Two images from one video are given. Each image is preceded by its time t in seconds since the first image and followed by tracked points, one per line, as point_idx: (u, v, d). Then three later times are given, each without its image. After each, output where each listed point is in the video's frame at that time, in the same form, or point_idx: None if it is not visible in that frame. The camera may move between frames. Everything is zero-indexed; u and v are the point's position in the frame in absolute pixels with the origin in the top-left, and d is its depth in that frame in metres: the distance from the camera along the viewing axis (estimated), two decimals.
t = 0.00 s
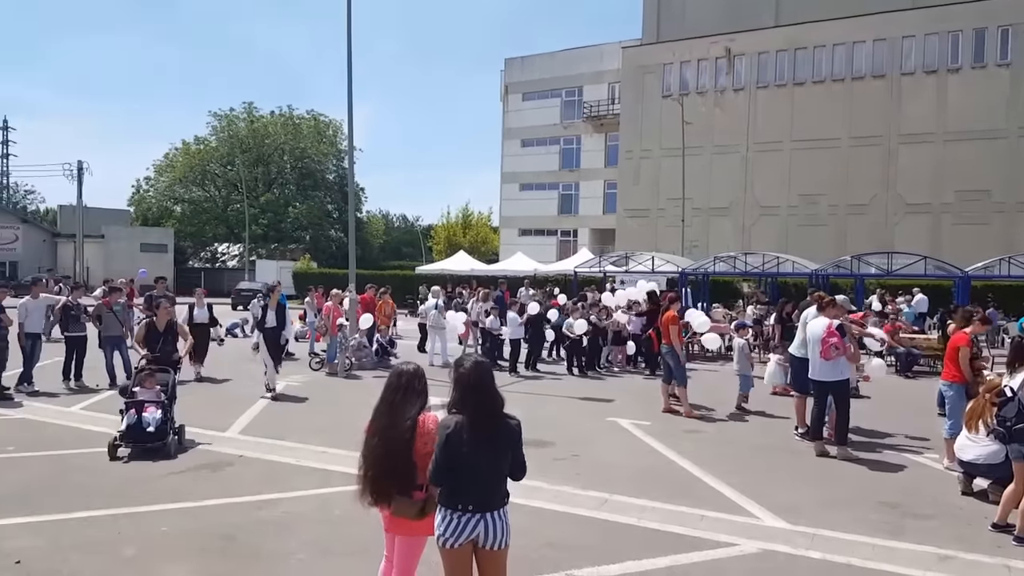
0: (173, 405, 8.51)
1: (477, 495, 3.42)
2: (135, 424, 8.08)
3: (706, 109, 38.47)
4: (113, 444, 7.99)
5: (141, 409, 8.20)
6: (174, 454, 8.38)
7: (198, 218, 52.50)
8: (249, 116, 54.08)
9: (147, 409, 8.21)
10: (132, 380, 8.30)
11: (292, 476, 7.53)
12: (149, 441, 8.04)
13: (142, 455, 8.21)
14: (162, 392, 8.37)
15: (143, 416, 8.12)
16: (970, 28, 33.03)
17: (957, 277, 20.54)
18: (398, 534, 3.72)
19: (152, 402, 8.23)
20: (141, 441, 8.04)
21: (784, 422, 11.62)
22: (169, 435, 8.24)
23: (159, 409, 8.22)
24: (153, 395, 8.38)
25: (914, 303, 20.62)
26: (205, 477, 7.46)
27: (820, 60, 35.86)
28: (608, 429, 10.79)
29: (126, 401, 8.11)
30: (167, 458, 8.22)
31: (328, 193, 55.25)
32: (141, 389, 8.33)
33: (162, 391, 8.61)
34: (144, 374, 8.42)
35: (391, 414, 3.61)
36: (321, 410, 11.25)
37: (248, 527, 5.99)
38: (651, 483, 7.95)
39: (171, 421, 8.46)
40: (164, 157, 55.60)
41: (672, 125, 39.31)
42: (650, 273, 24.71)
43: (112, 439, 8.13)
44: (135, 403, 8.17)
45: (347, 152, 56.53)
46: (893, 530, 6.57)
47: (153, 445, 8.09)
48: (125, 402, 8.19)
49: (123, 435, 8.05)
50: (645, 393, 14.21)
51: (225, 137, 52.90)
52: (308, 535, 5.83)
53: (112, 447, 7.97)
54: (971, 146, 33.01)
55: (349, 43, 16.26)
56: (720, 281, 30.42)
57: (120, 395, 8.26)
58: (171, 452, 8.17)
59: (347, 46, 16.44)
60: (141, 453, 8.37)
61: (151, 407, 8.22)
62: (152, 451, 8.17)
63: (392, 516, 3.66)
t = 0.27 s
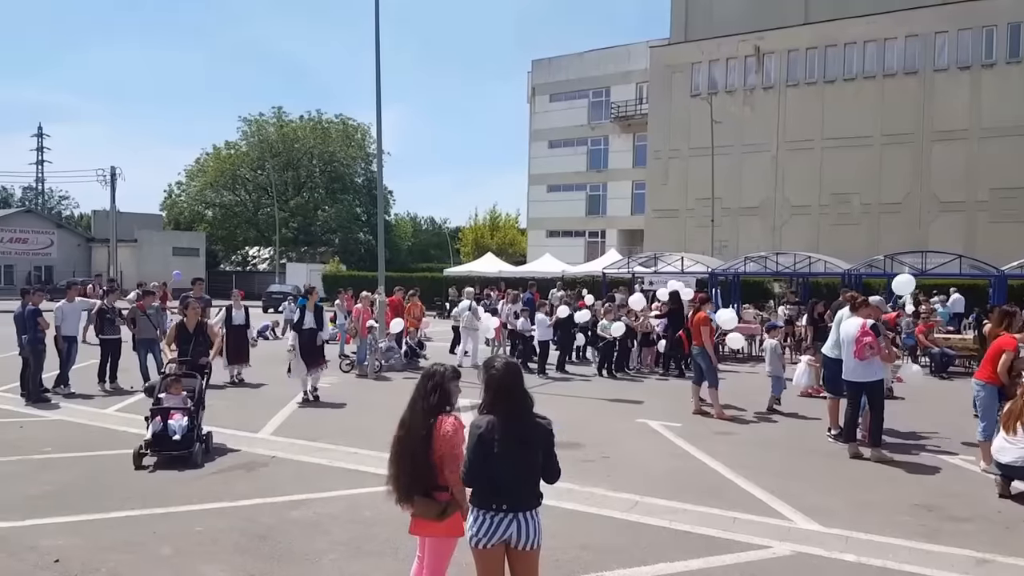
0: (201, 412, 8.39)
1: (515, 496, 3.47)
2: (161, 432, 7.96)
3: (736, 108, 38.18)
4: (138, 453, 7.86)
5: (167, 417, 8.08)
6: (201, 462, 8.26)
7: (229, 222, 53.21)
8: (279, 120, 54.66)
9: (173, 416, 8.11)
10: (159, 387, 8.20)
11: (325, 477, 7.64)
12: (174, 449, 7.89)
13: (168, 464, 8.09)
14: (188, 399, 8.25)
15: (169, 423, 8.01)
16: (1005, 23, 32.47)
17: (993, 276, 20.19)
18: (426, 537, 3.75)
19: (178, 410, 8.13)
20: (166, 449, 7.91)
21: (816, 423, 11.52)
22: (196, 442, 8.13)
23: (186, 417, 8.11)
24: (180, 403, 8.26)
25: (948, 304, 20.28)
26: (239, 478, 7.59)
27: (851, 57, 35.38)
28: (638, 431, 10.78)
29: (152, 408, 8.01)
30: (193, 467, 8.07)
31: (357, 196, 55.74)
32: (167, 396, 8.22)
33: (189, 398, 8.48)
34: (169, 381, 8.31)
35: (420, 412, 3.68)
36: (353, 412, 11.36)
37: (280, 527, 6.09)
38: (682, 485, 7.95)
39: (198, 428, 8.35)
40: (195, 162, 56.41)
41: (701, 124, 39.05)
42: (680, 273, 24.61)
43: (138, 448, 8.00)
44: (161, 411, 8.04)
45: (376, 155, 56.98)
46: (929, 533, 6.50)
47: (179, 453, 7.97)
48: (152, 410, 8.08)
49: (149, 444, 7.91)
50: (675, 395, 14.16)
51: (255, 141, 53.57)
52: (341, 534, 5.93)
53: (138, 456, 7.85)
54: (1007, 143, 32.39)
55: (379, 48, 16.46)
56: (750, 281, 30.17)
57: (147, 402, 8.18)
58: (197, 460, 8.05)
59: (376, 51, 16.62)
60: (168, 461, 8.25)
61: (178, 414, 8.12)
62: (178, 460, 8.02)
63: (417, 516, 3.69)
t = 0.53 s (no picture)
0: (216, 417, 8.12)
1: (533, 494, 3.53)
2: (174, 438, 7.71)
3: (756, 105, 37.99)
4: (150, 459, 7.64)
5: (180, 423, 7.82)
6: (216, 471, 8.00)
7: (249, 223, 53.75)
8: (298, 121, 55.07)
9: (187, 423, 7.83)
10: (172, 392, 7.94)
11: (349, 475, 7.77)
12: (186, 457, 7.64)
13: (182, 472, 7.85)
14: (203, 405, 7.97)
15: (182, 430, 7.75)
16: None
17: (1016, 272, 19.99)
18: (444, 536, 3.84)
19: (191, 415, 7.86)
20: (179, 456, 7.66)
21: (837, 422, 11.50)
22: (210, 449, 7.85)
23: (200, 423, 7.84)
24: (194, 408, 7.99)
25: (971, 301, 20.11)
26: (263, 476, 7.72)
27: (872, 53, 35.06)
28: (659, 429, 10.81)
29: (164, 414, 7.76)
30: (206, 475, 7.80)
31: (377, 197, 56.06)
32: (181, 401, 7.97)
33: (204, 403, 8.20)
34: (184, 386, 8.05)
35: (443, 411, 3.85)
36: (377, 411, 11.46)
37: (303, 526, 6.20)
38: (704, 484, 7.98)
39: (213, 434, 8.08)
40: (216, 163, 56.98)
41: (720, 122, 38.89)
42: (700, 272, 24.54)
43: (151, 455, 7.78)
44: (175, 416, 7.81)
45: (395, 156, 57.29)
46: (952, 531, 6.50)
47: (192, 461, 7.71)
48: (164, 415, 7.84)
49: (161, 450, 7.69)
50: (695, 393, 14.17)
51: (275, 142, 53.95)
52: (363, 533, 6.02)
53: (150, 464, 7.63)
54: None
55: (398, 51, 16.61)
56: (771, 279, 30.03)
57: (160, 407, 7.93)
58: (211, 468, 7.78)
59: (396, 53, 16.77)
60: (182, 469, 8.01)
61: (191, 420, 7.85)
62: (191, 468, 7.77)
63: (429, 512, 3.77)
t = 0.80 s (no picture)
0: (217, 420, 7.73)
1: (542, 492, 3.65)
2: (173, 443, 7.33)
3: (768, 106, 37.95)
4: (148, 465, 7.27)
5: (179, 427, 7.43)
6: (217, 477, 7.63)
7: (261, 221, 54.12)
8: (311, 120, 55.37)
9: (186, 427, 7.44)
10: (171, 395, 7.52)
11: (363, 473, 7.89)
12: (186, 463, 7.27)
13: (181, 479, 7.48)
14: (204, 408, 7.57)
15: (181, 434, 7.36)
16: None
17: None
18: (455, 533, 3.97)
19: (192, 419, 7.46)
20: (178, 462, 7.29)
21: (845, 422, 11.55)
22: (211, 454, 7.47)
23: (200, 427, 7.45)
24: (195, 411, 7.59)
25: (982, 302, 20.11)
26: (276, 474, 7.84)
27: (885, 53, 34.93)
28: (669, 429, 10.88)
29: (163, 418, 7.37)
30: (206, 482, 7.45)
31: (389, 195, 56.29)
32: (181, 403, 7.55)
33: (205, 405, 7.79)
34: (184, 388, 7.63)
35: (455, 408, 3.99)
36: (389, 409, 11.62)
37: (314, 523, 6.29)
38: (714, 484, 8.05)
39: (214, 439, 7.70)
40: (228, 161, 57.30)
41: (732, 122, 38.85)
42: (711, 272, 24.52)
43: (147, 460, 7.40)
44: (174, 421, 7.41)
45: (407, 154, 57.51)
46: (961, 532, 6.55)
47: (191, 467, 7.34)
48: (162, 419, 7.43)
49: (159, 456, 7.31)
50: (705, 394, 14.23)
51: (287, 140, 54.28)
52: (373, 531, 6.10)
53: (148, 471, 7.26)
54: None
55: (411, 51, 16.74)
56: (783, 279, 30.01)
57: (159, 411, 7.51)
58: (212, 475, 7.41)
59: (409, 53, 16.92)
60: (182, 475, 7.65)
61: (191, 424, 7.46)
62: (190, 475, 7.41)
63: (437, 508, 3.93)
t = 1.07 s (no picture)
0: (204, 428, 7.33)
1: (541, 491, 3.67)
2: (157, 452, 6.93)
3: (768, 106, 38.00)
4: (130, 475, 6.89)
5: (164, 435, 7.02)
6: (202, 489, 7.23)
7: (261, 220, 54.15)
8: (311, 119, 55.38)
9: (171, 435, 7.04)
10: (156, 402, 7.10)
11: (361, 472, 7.91)
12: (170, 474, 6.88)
13: (165, 490, 7.10)
14: (190, 414, 7.15)
15: (165, 443, 6.95)
16: None
17: None
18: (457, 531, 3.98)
19: (177, 428, 7.05)
20: (162, 472, 6.91)
21: (843, 421, 11.59)
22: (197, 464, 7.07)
23: (186, 435, 7.05)
24: (181, 418, 7.16)
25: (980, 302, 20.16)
26: (274, 473, 7.85)
27: (885, 54, 34.98)
28: (667, 428, 10.91)
29: (146, 425, 6.95)
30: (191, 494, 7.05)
31: (389, 194, 56.32)
32: (166, 410, 7.12)
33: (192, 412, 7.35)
34: (169, 393, 7.20)
35: (460, 405, 4.04)
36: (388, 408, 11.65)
37: (312, 523, 6.31)
38: (711, 483, 8.08)
39: (201, 448, 7.31)
40: (227, 160, 57.29)
41: (732, 122, 38.90)
42: (711, 271, 24.54)
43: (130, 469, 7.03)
44: (158, 428, 7.00)
45: (408, 153, 57.51)
46: (957, 530, 6.58)
47: (175, 478, 6.93)
48: (146, 426, 7.03)
49: (142, 466, 6.92)
50: (704, 393, 14.26)
51: (287, 139, 54.29)
52: (371, 531, 6.12)
53: (129, 481, 6.88)
54: None
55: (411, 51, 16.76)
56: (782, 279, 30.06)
57: (144, 417, 7.11)
58: (197, 486, 7.02)
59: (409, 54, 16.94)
60: (167, 486, 7.25)
61: (175, 432, 7.04)
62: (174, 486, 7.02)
63: (440, 505, 3.93)
